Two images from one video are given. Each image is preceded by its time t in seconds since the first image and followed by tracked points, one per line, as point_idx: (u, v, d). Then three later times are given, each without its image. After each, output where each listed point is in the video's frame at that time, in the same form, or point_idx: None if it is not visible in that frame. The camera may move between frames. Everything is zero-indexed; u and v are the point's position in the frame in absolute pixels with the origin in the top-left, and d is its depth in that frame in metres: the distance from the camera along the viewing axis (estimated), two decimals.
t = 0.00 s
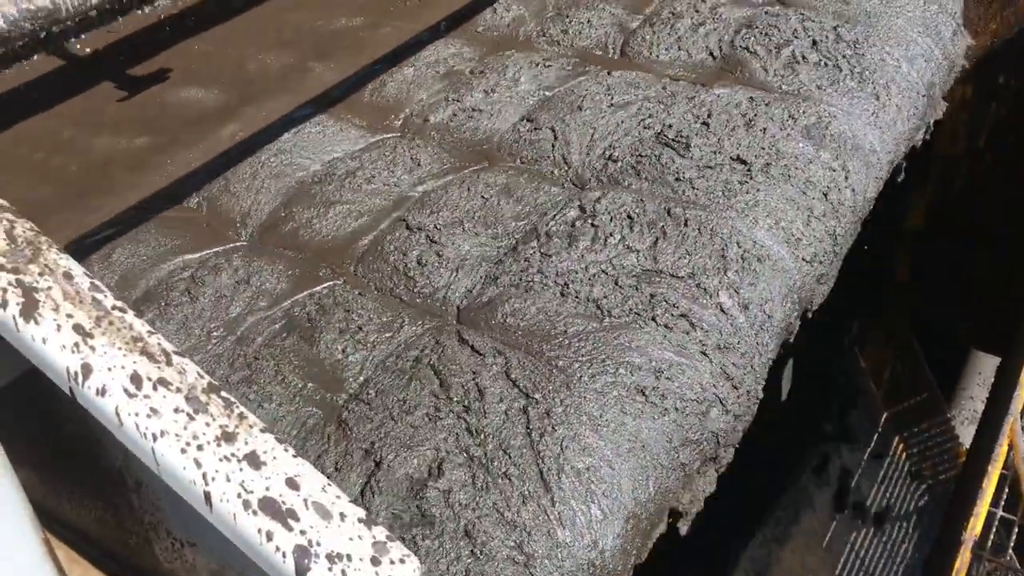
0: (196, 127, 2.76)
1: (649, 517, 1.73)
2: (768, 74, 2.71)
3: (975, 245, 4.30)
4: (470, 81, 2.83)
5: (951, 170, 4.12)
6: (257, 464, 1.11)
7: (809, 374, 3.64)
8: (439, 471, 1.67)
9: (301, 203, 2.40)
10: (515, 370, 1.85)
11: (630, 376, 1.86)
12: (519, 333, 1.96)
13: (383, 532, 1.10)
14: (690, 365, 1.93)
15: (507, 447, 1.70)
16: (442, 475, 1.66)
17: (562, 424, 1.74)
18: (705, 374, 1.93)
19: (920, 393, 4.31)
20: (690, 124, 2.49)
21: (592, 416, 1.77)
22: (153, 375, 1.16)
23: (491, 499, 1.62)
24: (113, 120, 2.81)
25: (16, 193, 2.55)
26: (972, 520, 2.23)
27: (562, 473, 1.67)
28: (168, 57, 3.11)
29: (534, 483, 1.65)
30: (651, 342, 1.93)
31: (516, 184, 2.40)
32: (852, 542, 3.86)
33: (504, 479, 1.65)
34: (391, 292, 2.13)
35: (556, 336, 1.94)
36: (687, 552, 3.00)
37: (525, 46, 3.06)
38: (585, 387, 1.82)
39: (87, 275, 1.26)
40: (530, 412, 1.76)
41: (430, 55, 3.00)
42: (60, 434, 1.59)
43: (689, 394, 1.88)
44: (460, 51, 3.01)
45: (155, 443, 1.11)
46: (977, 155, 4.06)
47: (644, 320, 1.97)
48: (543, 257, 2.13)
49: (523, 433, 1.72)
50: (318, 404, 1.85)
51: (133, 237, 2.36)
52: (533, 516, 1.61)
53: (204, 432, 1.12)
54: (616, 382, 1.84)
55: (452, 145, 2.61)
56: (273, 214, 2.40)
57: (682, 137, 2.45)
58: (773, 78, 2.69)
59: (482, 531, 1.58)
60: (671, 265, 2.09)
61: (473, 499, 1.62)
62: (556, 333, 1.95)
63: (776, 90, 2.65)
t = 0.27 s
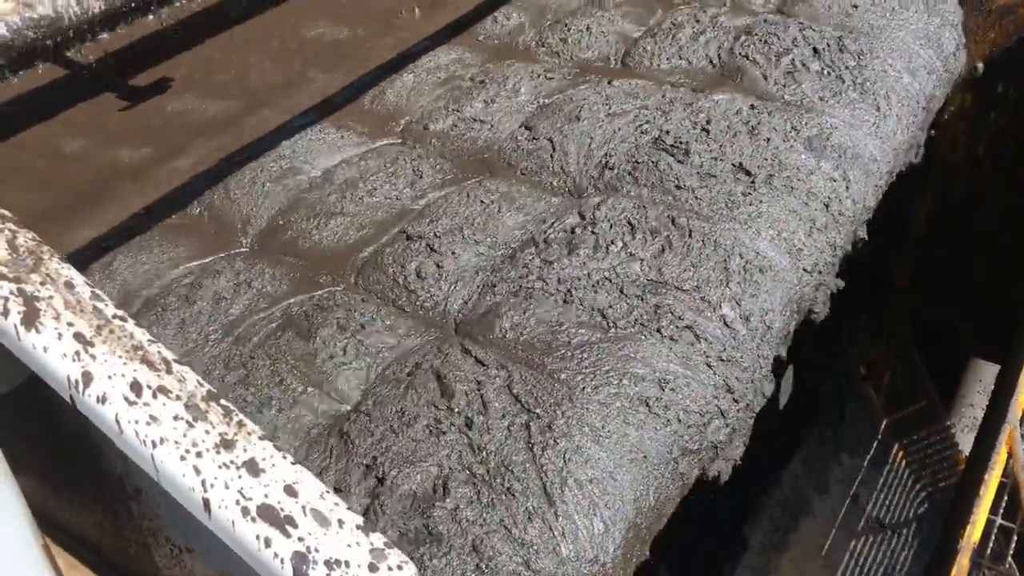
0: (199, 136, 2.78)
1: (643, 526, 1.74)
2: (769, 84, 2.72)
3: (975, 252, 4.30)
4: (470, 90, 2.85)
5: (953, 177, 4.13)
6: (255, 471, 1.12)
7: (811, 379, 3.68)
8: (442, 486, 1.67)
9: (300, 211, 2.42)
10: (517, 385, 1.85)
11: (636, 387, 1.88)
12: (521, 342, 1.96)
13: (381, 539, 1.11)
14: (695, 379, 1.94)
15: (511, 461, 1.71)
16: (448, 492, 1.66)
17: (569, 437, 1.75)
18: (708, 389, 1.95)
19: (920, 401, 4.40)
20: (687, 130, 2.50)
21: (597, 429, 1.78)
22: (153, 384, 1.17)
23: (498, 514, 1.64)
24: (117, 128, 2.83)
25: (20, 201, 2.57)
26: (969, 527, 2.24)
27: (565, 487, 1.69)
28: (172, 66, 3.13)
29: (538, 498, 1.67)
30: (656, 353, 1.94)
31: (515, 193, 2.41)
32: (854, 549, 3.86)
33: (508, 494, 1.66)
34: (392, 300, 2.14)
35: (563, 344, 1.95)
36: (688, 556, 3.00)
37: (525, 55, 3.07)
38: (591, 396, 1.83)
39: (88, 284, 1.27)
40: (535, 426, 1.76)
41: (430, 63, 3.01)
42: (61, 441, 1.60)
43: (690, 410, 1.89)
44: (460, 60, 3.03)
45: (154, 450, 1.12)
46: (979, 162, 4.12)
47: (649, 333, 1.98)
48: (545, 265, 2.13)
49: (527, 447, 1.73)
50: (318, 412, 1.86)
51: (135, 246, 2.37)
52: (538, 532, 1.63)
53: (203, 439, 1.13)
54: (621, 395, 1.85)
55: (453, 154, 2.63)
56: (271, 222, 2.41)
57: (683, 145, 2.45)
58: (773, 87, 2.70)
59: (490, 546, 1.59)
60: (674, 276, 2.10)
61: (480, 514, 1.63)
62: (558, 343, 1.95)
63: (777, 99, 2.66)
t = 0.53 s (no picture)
0: (196, 138, 2.78)
1: (633, 532, 1.76)
2: (766, 91, 2.72)
3: (973, 257, 4.38)
4: (466, 99, 2.85)
5: (952, 182, 4.27)
6: (251, 469, 1.12)
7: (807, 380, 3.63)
8: (445, 492, 1.67)
9: (293, 216, 2.41)
10: (517, 387, 1.85)
11: (636, 393, 1.88)
12: (519, 347, 1.95)
13: (377, 537, 1.11)
14: (698, 392, 1.97)
15: (513, 467, 1.70)
16: (453, 501, 1.65)
17: (569, 442, 1.75)
18: (705, 396, 1.98)
19: (918, 405, 4.37)
20: (683, 141, 2.50)
21: (598, 436, 1.78)
22: (148, 381, 1.17)
23: (505, 526, 1.63)
24: (115, 130, 2.83)
25: (16, 202, 2.56)
26: (964, 530, 2.24)
27: (568, 496, 1.69)
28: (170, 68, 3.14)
29: (542, 508, 1.67)
30: (658, 359, 1.95)
31: (512, 197, 2.41)
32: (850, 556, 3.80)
33: (513, 505, 1.65)
34: (389, 305, 2.13)
35: (564, 347, 1.94)
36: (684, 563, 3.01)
37: (521, 60, 3.07)
38: (591, 400, 1.83)
39: (83, 281, 1.27)
40: (535, 433, 1.76)
41: (427, 68, 3.02)
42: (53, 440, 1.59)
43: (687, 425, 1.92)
44: (458, 64, 3.04)
45: (149, 447, 1.12)
46: (976, 167, 4.28)
47: (651, 337, 1.98)
48: (543, 268, 2.13)
49: (527, 455, 1.72)
50: (315, 418, 1.85)
51: (131, 250, 2.36)
52: (543, 547, 1.63)
53: (198, 437, 1.13)
54: (620, 402, 1.85)
55: (449, 158, 2.62)
56: (264, 230, 2.40)
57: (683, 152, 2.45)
58: (772, 93, 2.71)
59: (496, 558, 1.59)
60: (675, 282, 2.09)
61: (487, 526, 1.62)
62: (558, 347, 1.94)
63: (775, 104, 2.67)
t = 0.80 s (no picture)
0: (194, 143, 2.78)
1: (631, 539, 1.76)
2: (764, 93, 2.73)
3: (970, 263, 4.42)
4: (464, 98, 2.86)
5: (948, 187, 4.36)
6: (247, 476, 1.12)
7: (804, 385, 3.64)
8: (444, 501, 1.66)
9: (289, 220, 2.42)
10: (515, 395, 1.85)
11: (635, 402, 1.88)
12: (517, 354, 1.96)
13: (373, 545, 1.11)
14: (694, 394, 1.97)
15: (513, 476, 1.70)
16: (456, 514, 1.64)
17: (568, 451, 1.75)
18: (704, 404, 1.98)
19: (913, 410, 4.28)
20: (682, 141, 2.51)
21: (597, 446, 1.78)
22: (145, 387, 1.17)
23: (510, 542, 1.62)
24: (113, 134, 2.83)
25: (13, 206, 2.56)
26: (957, 535, 2.24)
27: (568, 508, 1.69)
28: (167, 72, 3.14)
29: (544, 522, 1.66)
30: (659, 367, 1.95)
31: (508, 201, 2.42)
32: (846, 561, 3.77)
33: (516, 519, 1.65)
34: (387, 309, 2.13)
35: (564, 353, 1.94)
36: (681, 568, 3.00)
37: (519, 63, 3.09)
38: (591, 408, 1.83)
39: (81, 287, 1.27)
40: (534, 441, 1.76)
41: (425, 72, 3.02)
42: (50, 444, 1.59)
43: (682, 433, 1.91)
44: (455, 68, 3.04)
45: (146, 454, 1.12)
46: (973, 172, 4.38)
47: (651, 346, 1.98)
48: (542, 274, 2.13)
49: (527, 466, 1.72)
50: (312, 421, 1.86)
51: (128, 253, 2.36)
52: (547, 564, 1.63)
53: (195, 444, 1.13)
54: (620, 410, 1.85)
55: (446, 161, 2.63)
56: (258, 233, 2.40)
57: (682, 154, 2.46)
58: (771, 97, 2.71)
59: (499, 571, 1.58)
60: (676, 289, 2.10)
61: (491, 540, 1.62)
62: (558, 353, 1.94)
63: (773, 109, 2.68)
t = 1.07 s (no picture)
0: (192, 146, 2.78)
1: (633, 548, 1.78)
2: (764, 97, 2.73)
3: (966, 267, 4.43)
4: (462, 104, 2.86)
5: (946, 194, 4.34)
6: (244, 483, 1.12)
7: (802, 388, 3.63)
8: (450, 518, 1.65)
9: (285, 225, 2.41)
10: (517, 406, 1.84)
11: (637, 412, 1.89)
12: (517, 363, 1.96)
13: (369, 552, 1.11)
14: (690, 403, 1.97)
15: (512, 485, 1.71)
16: (465, 532, 1.63)
17: (573, 462, 1.76)
18: (703, 412, 1.99)
19: (912, 414, 4.37)
20: (681, 145, 2.51)
21: (602, 457, 1.79)
22: (142, 396, 1.17)
23: (519, 560, 1.62)
24: (111, 137, 2.83)
25: (11, 210, 2.56)
26: (956, 540, 2.22)
27: (572, 523, 1.69)
28: (166, 75, 3.14)
29: (550, 538, 1.66)
30: (663, 377, 1.96)
31: (506, 206, 2.42)
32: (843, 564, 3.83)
33: (524, 538, 1.65)
34: (386, 317, 2.14)
35: (567, 362, 1.94)
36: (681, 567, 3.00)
37: (517, 67, 3.09)
38: (593, 416, 1.83)
39: (78, 294, 1.27)
40: (536, 451, 1.76)
41: (424, 75, 3.02)
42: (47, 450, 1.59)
43: (682, 441, 1.92)
44: (454, 72, 3.04)
45: (143, 462, 1.12)
46: (968, 179, 4.35)
47: (656, 355, 1.99)
48: (541, 279, 2.13)
49: (531, 477, 1.72)
50: (309, 426, 1.86)
51: (126, 257, 2.36)
52: None
53: (192, 452, 1.13)
54: (620, 417, 1.86)
55: (444, 166, 2.63)
56: (258, 236, 2.41)
57: (680, 158, 2.46)
58: (771, 103, 2.71)
59: None
60: (680, 298, 2.10)
61: (501, 557, 1.61)
62: (558, 361, 1.95)
63: (773, 113, 2.68)
